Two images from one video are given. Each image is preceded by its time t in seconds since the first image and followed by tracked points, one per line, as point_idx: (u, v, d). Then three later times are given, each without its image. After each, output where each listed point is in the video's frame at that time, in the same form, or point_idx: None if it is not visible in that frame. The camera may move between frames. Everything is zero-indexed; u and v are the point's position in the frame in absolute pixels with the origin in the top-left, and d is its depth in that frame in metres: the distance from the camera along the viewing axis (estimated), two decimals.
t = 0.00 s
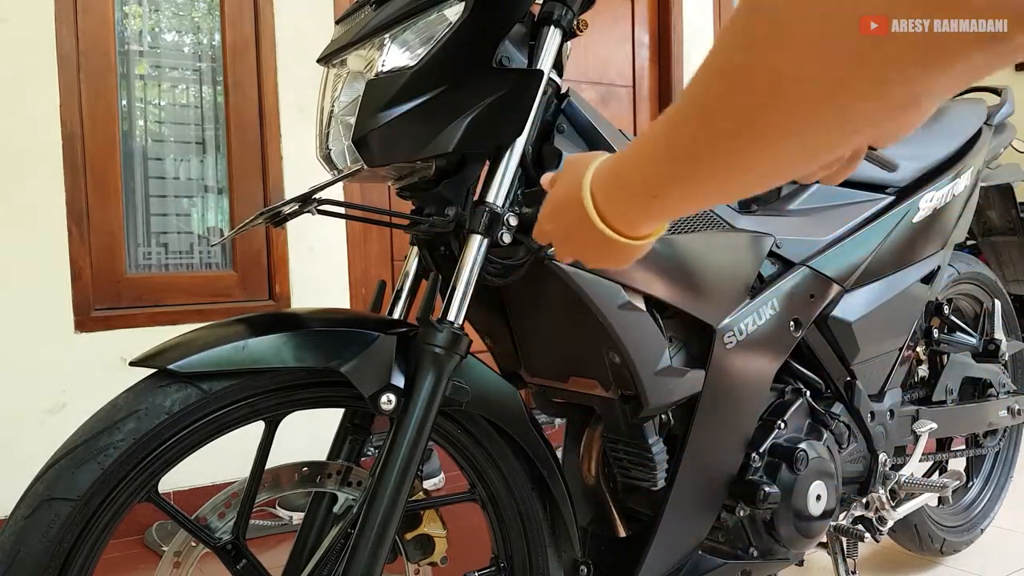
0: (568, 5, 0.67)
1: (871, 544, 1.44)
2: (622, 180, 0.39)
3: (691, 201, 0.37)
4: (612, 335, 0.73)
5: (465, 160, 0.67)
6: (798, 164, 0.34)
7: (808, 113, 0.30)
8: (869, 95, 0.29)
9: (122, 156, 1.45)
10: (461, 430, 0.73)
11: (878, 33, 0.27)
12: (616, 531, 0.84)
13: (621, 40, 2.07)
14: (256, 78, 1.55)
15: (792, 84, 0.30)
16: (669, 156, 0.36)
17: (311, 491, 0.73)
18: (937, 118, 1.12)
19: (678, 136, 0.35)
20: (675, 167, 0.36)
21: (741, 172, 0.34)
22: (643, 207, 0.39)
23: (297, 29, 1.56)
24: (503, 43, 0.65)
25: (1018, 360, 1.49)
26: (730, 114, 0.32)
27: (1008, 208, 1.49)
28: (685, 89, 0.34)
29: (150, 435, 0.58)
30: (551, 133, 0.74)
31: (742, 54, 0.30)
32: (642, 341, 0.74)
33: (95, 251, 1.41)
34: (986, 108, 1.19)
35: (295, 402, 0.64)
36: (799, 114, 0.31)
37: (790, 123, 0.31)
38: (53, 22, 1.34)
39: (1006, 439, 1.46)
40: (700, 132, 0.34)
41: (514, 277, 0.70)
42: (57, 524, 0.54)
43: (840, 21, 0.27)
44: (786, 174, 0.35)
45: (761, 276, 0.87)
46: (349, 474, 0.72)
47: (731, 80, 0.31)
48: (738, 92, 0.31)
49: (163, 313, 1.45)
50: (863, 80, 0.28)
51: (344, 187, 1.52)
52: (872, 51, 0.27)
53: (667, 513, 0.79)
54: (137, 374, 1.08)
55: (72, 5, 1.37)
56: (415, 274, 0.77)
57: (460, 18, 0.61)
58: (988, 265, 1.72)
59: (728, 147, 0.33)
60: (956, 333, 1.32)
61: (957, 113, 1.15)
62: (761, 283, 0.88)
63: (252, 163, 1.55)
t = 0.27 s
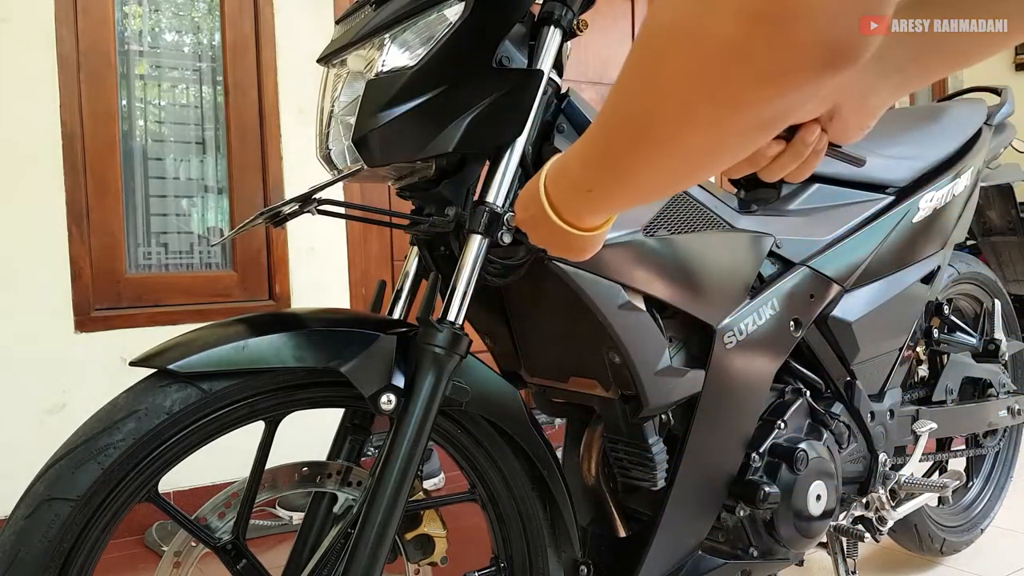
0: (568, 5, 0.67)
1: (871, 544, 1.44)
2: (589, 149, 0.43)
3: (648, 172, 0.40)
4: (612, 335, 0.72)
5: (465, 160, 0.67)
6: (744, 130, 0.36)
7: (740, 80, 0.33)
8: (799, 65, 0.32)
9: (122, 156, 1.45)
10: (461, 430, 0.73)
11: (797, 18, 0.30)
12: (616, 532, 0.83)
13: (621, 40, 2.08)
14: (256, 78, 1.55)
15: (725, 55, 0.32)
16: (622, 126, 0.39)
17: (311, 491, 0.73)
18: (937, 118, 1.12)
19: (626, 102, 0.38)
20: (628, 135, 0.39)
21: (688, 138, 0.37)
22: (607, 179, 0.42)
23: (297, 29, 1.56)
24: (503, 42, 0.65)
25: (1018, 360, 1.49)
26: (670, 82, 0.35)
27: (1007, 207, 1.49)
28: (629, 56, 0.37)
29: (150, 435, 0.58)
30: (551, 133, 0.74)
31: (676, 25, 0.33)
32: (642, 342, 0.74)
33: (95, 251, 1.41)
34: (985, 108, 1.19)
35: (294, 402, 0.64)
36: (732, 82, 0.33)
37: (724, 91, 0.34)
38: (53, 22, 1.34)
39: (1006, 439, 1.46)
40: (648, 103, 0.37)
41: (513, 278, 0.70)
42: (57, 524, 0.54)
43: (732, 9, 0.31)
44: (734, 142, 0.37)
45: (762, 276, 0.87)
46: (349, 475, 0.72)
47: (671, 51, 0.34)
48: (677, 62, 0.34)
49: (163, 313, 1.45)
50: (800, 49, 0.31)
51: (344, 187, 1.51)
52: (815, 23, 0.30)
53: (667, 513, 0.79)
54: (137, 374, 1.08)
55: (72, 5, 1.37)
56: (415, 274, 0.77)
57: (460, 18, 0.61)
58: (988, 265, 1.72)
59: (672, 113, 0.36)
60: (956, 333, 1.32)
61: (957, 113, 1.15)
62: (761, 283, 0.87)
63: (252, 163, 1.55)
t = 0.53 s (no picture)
0: (568, 5, 0.67)
1: (871, 544, 1.44)
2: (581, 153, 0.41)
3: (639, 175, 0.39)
4: (612, 335, 0.72)
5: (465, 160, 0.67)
6: (737, 139, 0.35)
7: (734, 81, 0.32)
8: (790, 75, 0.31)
9: (122, 156, 1.45)
10: (461, 430, 0.73)
11: (776, 30, 0.29)
12: (616, 531, 0.83)
13: (621, 40, 2.08)
14: (256, 78, 1.55)
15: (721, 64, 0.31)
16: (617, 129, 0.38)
17: (311, 491, 0.73)
18: (937, 117, 1.12)
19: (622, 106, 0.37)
20: (619, 141, 0.38)
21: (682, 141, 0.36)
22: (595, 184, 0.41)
23: (297, 29, 1.56)
24: (503, 42, 0.65)
25: (1018, 360, 1.49)
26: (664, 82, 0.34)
27: (1007, 207, 1.49)
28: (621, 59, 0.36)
29: (150, 435, 0.58)
30: (551, 133, 0.74)
31: (670, 29, 0.33)
32: (642, 342, 0.74)
33: (95, 251, 1.41)
34: (985, 108, 1.19)
35: (294, 402, 0.64)
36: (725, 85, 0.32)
37: (719, 97, 0.33)
38: (53, 22, 1.34)
39: (1006, 439, 1.46)
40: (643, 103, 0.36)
41: (513, 278, 0.70)
42: (57, 524, 0.54)
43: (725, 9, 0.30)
44: (728, 150, 0.36)
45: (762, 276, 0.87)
46: (349, 474, 0.72)
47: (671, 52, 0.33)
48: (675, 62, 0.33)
49: (163, 313, 1.45)
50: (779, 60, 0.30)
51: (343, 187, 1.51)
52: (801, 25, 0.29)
53: (666, 513, 0.79)
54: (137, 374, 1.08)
55: (72, 5, 1.37)
56: (415, 274, 0.77)
57: (461, 18, 0.61)
58: (988, 265, 1.72)
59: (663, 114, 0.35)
60: (956, 333, 1.32)
61: (957, 113, 1.15)
62: (761, 283, 0.87)
63: (252, 163, 1.55)
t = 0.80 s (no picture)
0: (568, 5, 0.67)
1: (871, 544, 1.44)
2: (580, 157, 0.41)
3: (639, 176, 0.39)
4: (612, 335, 0.72)
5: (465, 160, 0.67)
6: (735, 140, 0.35)
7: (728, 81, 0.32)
8: (785, 77, 0.31)
9: (122, 156, 1.45)
10: (461, 430, 0.73)
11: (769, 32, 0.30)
12: (616, 531, 0.83)
13: (621, 40, 2.08)
14: (256, 78, 1.55)
15: (716, 67, 0.31)
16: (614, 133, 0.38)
17: (311, 491, 0.73)
18: (937, 117, 1.12)
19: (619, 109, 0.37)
20: (617, 143, 0.38)
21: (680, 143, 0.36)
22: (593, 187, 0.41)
23: (297, 29, 1.56)
24: (503, 42, 0.65)
25: (1018, 360, 1.49)
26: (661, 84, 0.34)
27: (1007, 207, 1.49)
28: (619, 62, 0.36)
29: (150, 435, 0.58)
30: (551, 133, 0.74)
31: (666, 32, 0.33)
32: (642, 342, 0.74)
33: (95, 251, 1.41)
34: (985, 108, 1.19)
35: (295, 402, 0.64)
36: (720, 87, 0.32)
37: (716, 99, 0.33)
38: (53, 22, 1.34)
39: (1006, 439, 1.46)
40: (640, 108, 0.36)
41: (513, 278, 0.70)
42: (57, 524, 0.54)
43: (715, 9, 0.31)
44: (726, 150, 0.36)
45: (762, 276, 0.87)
46: (349, 475, 0.72)
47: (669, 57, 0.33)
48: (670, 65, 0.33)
49: (163, 313, 1.45)
50: (771, 63, 0.30)
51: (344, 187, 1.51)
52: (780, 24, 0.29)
53: (666, 513, 0.79)
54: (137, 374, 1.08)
55: (72, 5, 1.37)
56: (415, 274, 0.77)
57: (461, 18, 0.61)
58: (988, 265, 1.72)
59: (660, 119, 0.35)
60: (956, 333, 1.32)
61: (957, 112, 1.15)
62: (761, 283, 0.87)
63: (252, 163, 1.55)
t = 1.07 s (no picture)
0: (568, 5, 0.67)
1: (871, 544, 1.44)
2: (580, 161, 0.41)
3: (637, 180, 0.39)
4: (613, 336, 0.72)
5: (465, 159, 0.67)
6: (740, 140, 0.35)
7: (723, 90, 0.32)
8: (780, 80, 0.30)
9: (122, 156, 1.45)
10: (461, 430, 0.73)
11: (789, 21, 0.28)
12: (616, 531, 0.83)
13: (621, 40, 2.08)
14: (256, 79, 1.55)
15: (715, 71, 0.31)
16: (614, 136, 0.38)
17: (311, 491, 0.73)
18: (937, 117, 1.12)
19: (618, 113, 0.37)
20: (620, 144, 0.38)
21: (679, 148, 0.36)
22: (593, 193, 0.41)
23: (297, 29, 1.56)
24: (503, 43, 0.65)
25: (1018, 360, 1.49)
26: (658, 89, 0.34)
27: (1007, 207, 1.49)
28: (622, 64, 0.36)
29: (150, 435, 0.58)
30: (551, 133, 0.74)
31: (668, 30, 0.32)
32: (642, 342, 0.74)
33: (95, 251, 1.41)
34: (985, 108, 1.19)
35: (295, 402, 0.64)
36: (715, 93, 0.32)
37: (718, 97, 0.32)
38: (53, 22, 1.34)
39: (1006, 439, 1.46)
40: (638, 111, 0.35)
41: (513, 279, 0.70)
42: (57, 524, 0.54)
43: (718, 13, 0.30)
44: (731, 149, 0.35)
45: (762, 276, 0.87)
46: (349, 475, 0.72)
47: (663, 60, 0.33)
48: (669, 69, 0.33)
49: (163, 313, 1.45)
50: (764, 69, 0.30)
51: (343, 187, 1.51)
52: (786, 22, 0.28)
53: (666, 513, 0.79)
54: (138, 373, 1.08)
55: (72, 5, 1.37)
56: (415, 274, 0.77)
57: (460, 18, 0.61)
58: (988, 265, 1.72)
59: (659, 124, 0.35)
60: (956, 333, 1.32)
61: (957, 112, 1.15)
62: (761, 283, 0.87)
63: (252, 163, 1.55)
